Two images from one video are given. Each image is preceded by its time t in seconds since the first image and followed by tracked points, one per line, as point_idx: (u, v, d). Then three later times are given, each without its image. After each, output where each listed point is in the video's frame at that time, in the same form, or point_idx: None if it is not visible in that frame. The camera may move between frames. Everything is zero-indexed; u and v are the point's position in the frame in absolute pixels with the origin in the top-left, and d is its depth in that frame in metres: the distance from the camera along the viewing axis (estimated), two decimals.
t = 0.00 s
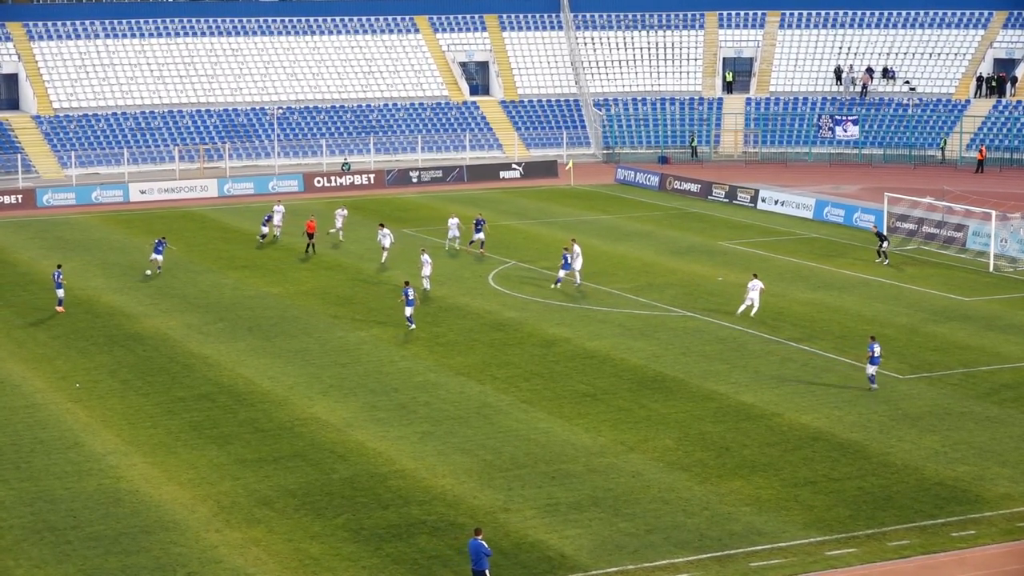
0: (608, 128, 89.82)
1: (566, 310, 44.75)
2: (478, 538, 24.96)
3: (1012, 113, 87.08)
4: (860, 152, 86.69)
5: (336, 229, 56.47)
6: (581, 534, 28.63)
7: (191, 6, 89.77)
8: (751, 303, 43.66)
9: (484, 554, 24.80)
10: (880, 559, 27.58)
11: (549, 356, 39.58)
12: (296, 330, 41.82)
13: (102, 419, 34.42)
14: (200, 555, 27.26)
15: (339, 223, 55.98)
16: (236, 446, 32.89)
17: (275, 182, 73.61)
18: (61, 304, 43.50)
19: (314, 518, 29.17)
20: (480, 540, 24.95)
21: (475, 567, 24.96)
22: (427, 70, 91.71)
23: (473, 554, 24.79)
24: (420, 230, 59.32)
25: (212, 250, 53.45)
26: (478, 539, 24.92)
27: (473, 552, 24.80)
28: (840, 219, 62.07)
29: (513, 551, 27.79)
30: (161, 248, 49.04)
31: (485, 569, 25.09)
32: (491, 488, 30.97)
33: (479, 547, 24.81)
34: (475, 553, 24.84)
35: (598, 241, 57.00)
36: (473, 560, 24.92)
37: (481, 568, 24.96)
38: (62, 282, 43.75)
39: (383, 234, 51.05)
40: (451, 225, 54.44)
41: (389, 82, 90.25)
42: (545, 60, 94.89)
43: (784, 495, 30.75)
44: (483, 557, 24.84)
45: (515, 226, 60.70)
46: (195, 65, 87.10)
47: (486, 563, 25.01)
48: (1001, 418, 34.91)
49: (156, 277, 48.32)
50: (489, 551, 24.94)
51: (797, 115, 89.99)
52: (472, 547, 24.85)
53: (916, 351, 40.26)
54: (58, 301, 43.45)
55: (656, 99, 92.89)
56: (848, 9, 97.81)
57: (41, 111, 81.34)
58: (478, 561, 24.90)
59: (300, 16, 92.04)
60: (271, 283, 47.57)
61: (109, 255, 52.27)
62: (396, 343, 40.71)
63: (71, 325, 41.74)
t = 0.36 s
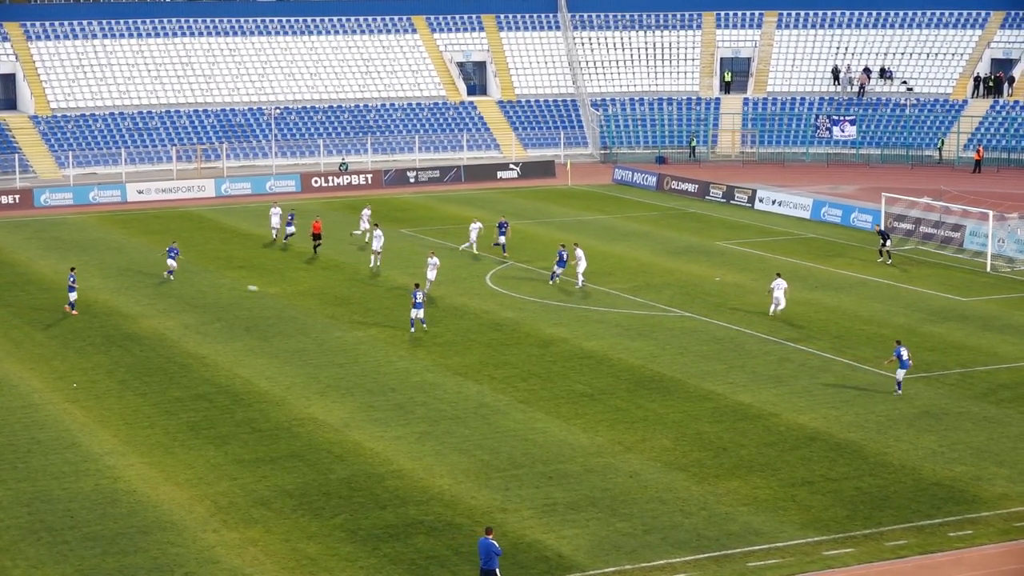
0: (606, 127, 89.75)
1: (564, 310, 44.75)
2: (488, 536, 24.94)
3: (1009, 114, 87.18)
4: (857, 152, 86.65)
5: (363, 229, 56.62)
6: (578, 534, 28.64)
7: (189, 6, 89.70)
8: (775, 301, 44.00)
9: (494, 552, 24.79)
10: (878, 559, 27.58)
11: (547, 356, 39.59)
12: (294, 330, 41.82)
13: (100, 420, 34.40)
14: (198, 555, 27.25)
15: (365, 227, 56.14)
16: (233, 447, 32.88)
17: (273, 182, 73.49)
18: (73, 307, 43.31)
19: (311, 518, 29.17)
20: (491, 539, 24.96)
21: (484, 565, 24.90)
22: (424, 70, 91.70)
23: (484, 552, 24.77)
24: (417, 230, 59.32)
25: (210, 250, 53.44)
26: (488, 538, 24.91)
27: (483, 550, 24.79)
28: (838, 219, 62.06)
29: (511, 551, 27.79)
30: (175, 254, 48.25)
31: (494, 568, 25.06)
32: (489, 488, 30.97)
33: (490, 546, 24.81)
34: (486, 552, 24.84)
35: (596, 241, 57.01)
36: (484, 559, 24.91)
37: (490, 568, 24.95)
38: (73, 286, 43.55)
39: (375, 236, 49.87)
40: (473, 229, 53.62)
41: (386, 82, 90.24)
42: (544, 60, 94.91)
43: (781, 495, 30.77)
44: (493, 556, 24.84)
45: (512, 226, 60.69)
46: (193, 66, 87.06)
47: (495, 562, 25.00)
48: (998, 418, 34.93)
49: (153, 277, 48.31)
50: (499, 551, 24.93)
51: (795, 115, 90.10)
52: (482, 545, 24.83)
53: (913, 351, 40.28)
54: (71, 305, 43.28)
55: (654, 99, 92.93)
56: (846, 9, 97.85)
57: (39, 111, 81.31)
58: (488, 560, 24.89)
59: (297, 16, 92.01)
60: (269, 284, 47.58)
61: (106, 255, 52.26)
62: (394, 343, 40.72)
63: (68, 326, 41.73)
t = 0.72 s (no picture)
0: (597, 129, 89.93)
1: (556, 309, 45.09)
2: (499, 532, 25.60)
3: (996, 115, 87.20)
4: (846, 154, 87.01)
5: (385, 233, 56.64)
6: (570, 531, 29.00)
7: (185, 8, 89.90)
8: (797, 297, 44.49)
9: (503, 547, 25.45)
10: (866, 557, 27.95)
11: (539, 356, 39.93)
12: (288, 330, 42.13)
13: (96, 419, 34.71)
14: (194, 553, 27.59)
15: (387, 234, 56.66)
16: (229, 445, 33.20)
17: (268, 184, 73.45)
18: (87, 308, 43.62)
19: (306, 516, 29.53)
20: (501, 534, 25.61)
21: (494, 560, 25.52)
22: (417, 72, 91.99)
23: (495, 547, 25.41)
24: (411, 230, 59.64)
25: (205, 250, 53.75)
26: (498, 534, 25.56)
27: (493, 545, 25.45)
28: (828, 220, 62.40)
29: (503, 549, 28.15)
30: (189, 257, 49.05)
31: (503, 565, 25.68)
32: (482, 486, 31.32)
33: (500, 541, 25.45)
34: (495, 547, 25.48)
35: (588, 241, 57.37)
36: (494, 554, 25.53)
37: (500, 562, 25.57)
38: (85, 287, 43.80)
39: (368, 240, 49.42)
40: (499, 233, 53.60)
41: (380, 84, 90.52)
42: (536, 63, 95.16)
43: (770, 492, 31.15)
44: (502, 551, 25.47)
45: (505, 226, 61.00)
46: (188, 68, 87.27)
47: (505, 557, 25.62)
48: (985, 417, 35.32)
49: (148, 277, 48.63)
50: (508, 546, 25.57)
51: (784, 117, 89.97)
52: (492, 540, 25.48)
53: (901, 350, 40.66)
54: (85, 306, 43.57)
55: (645, 101, 93.29)
56: (835, 11, 98.04)
57: (36, 112, 81.52)
58: (497, 555, 25.51)
59: (291, 19, 92.25)
60: (264, 284, 47.92)
61: (103, 256, 52.57)
62: (387, 342, 41.05)
63: (65, 326, 42.03)
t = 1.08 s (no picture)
0: (580, 135, 91.76)
1: (540, 309, 46.41)
2: (496, 523, 26.70)
3: (964, 122, 89.24)
4: (821, 158, 88.96)
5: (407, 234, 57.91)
6: (555, 522, 30.29)
7: (183, 18, 91.12)
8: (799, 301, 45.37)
9: (501, 537, 26.53)
10: (839, 546, 29.24)
11: (525, 353, 41.24)
12: (282, 329, 43.40)
13: (97, 414, 35.95)
14: (193, 544, 28.84)
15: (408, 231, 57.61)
16: (226, 440, 34.45)
17: (263, 188, 74.00)
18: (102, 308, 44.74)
19: (301, 508, 30.79)
20: (499, 524, 26.70)
21: (493, 550, 26.55)
22: (408, 80, 93.35)
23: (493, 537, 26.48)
24: (400, 232, 60.91)
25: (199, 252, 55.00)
26: (496, 524, 26.67)
27: (492, 535, 26.52)
28: (802, 222, 63.90)
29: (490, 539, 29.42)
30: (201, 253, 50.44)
31: (502, 555, 26.73)
32: (470, 478, 32.60)
33: (498, 531, 26.54)
34: (493, 537, 26.57)
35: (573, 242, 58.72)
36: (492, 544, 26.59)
37: (498, 552, 26.63)
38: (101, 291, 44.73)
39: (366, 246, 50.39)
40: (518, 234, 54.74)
41: (372, 92, 91.86)
42: (519, 70, 96.59)
43: (747, 484, 32.46)
44: (500, 541, 26.55)
45: (491, 229, 62.31)
46: (186, 76, 88.55)
47: (503, 547, 26.66)
48: (954, 412, 36.73)
49: (145, 278, 49.87)
50: (506, 536, 26.65)
51: (761, 123, 91.82)
52: (491, 530, 26.57)
53: (875, 347, 42.04)
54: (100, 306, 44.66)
55: (627, 108, 94.64)
56: (810, 21, 99.55)
57: (39, 119, 82.68)
58: (495, 545, 26.59)
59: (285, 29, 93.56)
60: (258, 284, 49.21)
61: (100, 257, 53.79)
62: (378, 340, 42.33)
63: (65, 325, 43.28)
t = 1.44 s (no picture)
0: (563, 137, 92.55)
1: (523, 309, 46.84)
2: (493, 517, 27.04)
3: (941, 124, 90.21)
4: (800, 159, 89.67)
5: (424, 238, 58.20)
6: (538, 520, 30.71)
7: (170, 22, 91.52)
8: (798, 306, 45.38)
9: (499, 531, 26.91)
10: (819, 542, 29.65)
11: (509, 352, 41.66)
12: (269, 329, 43.79)
13: (86, 414, 36.30)
14: (180, 542, 29.20)
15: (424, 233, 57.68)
16: (213, 439, 34.81)
17: (249, 189, 74.24)
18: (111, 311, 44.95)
19: (288, 506, 31.16)
20: (496, 519, 27.10)
21: (490, 543, 26.91)
22: (393, 83, 93.83)
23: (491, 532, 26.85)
24: (386, 233, 61.26)
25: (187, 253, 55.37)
26: (494, 519, 27.06)
27: (489, 529, 26.89)
28: (782, 222, 64.46)
29: (474, 536, 29.81)
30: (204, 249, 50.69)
31: (499, 549, 27.06)
32: (455, 476, 33.01)
33: (495, 525, 26.92)
34: (491, 531, 26.93)
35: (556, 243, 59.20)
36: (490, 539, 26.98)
37: (495, 546, 26.97)
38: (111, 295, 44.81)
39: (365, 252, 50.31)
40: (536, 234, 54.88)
41: (358, 94, 92.28)
42: (502, 72, 97.12)
43: (729, 481, 32.90)
44: (498, 534, 26.93)
45: (476, 229, 62.74)
46: (174, 78, 88.93)
47: (500, 541, 27.02)
48: (932, 409, 37.25)
49: (133, 279, 50.22)
50: (503, 530, 27.05)
51: (741, 124, 92.76)
52: (489, 523, 26.95)
53: (854, 346, 42.56)
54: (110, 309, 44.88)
55: (609, 110, 95.21)
56: (789, 24, 100.31)
57: (27, 122, 82.97)
58: (493, 539, 26.94)
59: (272, 32, 94.03)
60: (246, 284, 49.60)
61: (89, 258, 54.12)
62: (364, 340, 42.72)
63: (53, 325, 43.62)
